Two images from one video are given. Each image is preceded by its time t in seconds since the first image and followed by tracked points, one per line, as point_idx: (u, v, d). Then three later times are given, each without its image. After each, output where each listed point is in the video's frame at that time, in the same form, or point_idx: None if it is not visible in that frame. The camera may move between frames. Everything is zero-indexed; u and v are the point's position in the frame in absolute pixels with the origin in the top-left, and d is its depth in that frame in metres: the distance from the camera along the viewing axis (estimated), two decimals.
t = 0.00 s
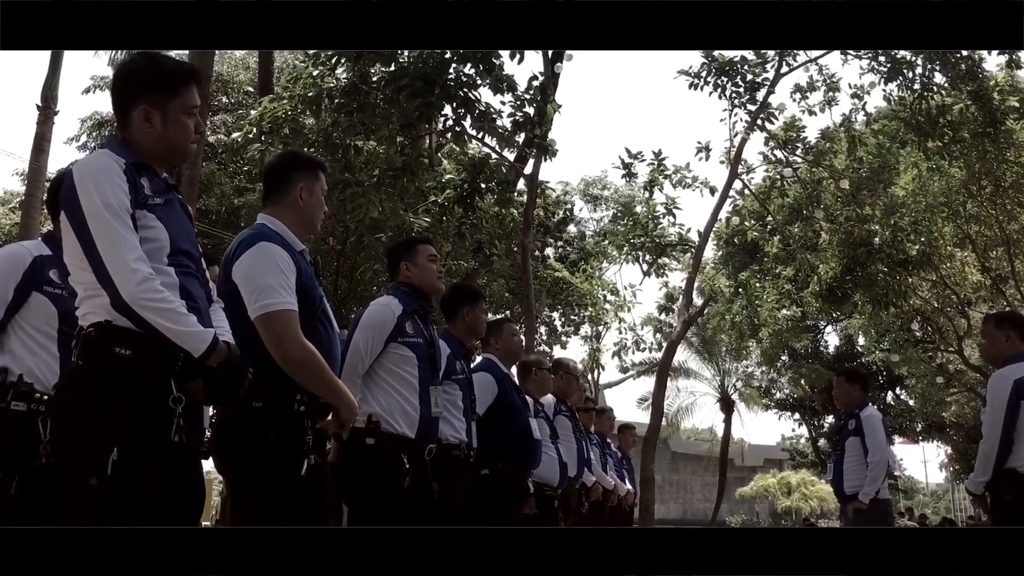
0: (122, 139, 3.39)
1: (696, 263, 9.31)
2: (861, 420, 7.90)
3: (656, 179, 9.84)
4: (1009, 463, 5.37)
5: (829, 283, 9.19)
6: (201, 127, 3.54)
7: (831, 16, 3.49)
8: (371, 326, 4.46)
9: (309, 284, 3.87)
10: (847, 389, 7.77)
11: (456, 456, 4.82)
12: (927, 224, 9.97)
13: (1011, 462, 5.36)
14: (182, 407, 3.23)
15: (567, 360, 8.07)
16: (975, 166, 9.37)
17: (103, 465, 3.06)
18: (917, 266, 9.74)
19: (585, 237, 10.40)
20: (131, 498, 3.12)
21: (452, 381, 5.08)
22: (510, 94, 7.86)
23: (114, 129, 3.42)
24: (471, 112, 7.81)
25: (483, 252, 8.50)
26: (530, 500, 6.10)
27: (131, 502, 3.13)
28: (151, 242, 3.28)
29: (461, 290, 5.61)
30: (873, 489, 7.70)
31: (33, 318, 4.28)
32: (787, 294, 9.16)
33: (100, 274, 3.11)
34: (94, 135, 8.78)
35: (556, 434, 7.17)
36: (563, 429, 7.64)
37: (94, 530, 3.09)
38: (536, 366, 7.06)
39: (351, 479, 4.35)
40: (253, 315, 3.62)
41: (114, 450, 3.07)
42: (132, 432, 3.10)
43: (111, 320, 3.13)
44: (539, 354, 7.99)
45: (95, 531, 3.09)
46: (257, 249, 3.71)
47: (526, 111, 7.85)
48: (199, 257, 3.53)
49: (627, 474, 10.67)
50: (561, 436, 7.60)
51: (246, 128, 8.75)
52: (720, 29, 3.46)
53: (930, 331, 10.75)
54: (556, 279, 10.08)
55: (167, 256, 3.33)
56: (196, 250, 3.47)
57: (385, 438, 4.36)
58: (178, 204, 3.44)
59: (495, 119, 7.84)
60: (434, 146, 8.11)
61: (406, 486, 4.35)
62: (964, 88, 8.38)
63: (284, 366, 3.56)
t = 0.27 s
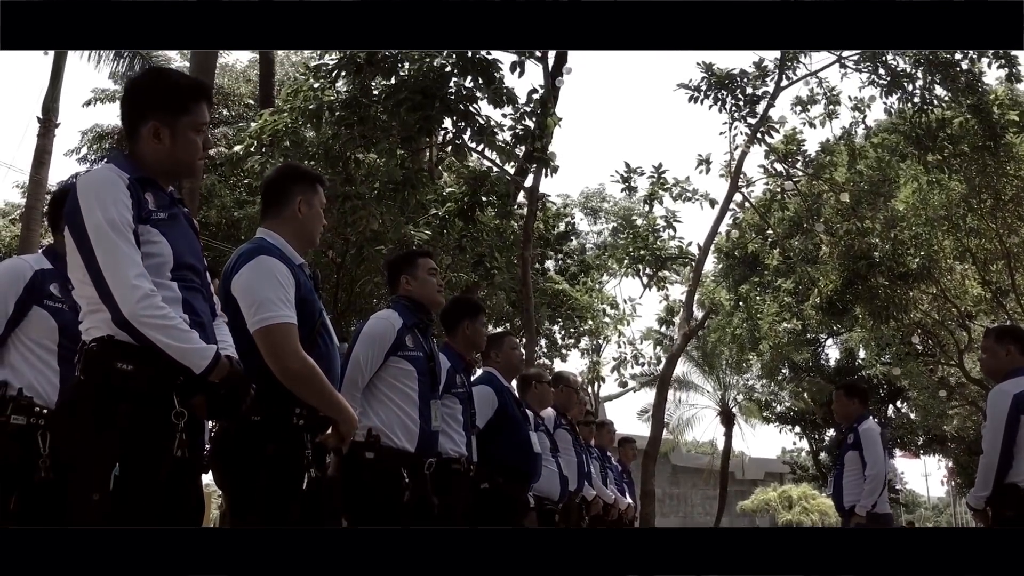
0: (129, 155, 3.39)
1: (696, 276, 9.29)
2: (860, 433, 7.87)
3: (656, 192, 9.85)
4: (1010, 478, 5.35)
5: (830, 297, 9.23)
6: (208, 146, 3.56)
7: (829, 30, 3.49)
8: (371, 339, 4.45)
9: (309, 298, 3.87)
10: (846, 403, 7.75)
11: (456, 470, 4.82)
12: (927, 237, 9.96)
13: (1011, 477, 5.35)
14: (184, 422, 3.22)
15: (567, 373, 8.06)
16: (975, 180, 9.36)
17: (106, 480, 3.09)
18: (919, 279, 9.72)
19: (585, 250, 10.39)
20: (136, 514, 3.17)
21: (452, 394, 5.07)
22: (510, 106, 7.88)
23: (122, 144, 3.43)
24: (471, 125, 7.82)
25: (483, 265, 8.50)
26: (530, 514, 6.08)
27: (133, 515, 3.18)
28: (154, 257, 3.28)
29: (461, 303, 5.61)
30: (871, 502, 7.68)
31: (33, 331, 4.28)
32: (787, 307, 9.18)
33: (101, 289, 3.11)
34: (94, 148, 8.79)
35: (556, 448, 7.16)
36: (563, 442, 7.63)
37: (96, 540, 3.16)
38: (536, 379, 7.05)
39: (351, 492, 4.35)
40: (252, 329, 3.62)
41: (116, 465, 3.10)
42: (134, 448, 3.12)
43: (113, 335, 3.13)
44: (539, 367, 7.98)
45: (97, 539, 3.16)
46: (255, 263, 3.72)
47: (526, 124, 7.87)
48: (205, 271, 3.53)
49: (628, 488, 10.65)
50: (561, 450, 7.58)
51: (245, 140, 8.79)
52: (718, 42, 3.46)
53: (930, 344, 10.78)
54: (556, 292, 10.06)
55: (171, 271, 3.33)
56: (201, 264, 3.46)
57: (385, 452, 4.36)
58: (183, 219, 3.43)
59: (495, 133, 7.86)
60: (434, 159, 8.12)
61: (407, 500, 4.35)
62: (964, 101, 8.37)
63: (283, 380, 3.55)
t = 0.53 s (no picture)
0: (137, 170, 3.40)
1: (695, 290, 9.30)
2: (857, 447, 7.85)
3: (656, 206, 9.87)
4: (1010, 493, 5.35)
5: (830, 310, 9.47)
6: (218, 164, 3.56)
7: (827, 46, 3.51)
8: (371, 355, 4.45)
9: (308, 314, 3.87)
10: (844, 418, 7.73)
11: (456, 485, 4.81)
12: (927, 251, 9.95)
13: (1011, 492, 5.34)
14: (184, 437, 3.20)
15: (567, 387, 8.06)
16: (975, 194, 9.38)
17: (103, 496, 3.08)
18: (918, 292, 9.85)
19: (586, 263, 10.40)
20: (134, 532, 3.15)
21: (453, 409, 5.06)
22: (511, 120, 7.91)
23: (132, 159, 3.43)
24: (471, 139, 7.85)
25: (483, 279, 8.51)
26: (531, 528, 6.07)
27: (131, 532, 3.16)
28: (158, 273, 3.29)
29: (462, 317, 5.61)
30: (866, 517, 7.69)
31: (34, 346, 4.28)
32: (787, 320, 9.22)
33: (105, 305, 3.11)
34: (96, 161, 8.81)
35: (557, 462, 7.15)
36: (563, 457, 7.62)
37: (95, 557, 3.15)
38: (537, 394, 7.04)
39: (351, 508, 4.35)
40: (251, 345, 3.63)
41: (114, 482, 3.09)
42: (132, 464, 3.10)
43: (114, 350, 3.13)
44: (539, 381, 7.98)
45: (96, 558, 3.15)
46: (254, 280, 3.72)
47: (526, 137, 7.89)
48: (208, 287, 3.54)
49: (628, 501, 10.62)
50: (562, 464, 7.58)
51: (246, 154, 8.82)
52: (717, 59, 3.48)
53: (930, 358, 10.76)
54: (556, 305, 10.04)
55: (174, 288, 3.34)
56: (205, 280, 3.47)
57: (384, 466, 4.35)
58: (189, 234, 3.44)
59: (495, 147, 7.89)
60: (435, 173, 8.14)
61: (407, 515, 4.35)
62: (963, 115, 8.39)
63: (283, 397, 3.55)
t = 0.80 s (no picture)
0: (149, 185, 3.42)
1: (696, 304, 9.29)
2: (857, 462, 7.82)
3: (656, 221, 9.88)
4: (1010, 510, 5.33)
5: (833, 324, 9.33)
6: (229, 183, 3.57)
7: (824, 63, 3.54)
8: (372, 371, 4.45)
9: (308, 331, 3.88)
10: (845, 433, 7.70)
11: (457, 501, 4.80)
12: (928, 266, 9.94)
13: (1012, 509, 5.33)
14: (181, 455, 3.18)
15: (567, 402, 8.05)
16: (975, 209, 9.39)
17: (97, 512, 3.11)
18: (922, 307, 9.60)
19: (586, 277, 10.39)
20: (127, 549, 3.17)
21: (453, 425, 5.05)
22: (511, 135, 7.93)
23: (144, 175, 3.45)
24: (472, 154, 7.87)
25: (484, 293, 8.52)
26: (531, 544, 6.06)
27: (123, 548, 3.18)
28: (164, 289, 3.29)
29: (463, 332, 5.62)
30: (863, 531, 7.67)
31: (35, 362, 4.28)
32: (788, 334, 9.21)
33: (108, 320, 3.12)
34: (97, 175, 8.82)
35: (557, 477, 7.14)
36: (563, 472, 7.61)
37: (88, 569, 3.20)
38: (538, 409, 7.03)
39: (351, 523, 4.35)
40: (251, 362, 3.63)
41: (108, 498, 3.11)
42: (127, 482, 3.10)
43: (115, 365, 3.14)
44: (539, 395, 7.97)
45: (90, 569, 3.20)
46: (254, 297, 3.73)
47: (527, 152, 7.90)
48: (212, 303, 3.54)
49: (629, 516, 10.59)
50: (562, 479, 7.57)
51: (249, 168, 8.89)
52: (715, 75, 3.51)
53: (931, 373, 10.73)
54: (556, 319, 10.02)
55: (179, 304, 3.35)
56: (210, 297, 3.48)
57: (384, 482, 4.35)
58: (196, 252, 3.46)
59: (495, 162, 7.90)
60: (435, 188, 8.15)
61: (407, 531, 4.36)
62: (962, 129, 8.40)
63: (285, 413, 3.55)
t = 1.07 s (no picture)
0: (160, 202, 3.42)
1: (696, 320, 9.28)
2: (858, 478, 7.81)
3: (656, 236, 9.89)
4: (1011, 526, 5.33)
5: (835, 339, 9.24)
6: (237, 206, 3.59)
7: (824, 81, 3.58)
8: (375, 388, 4.45)
9: (309, 348, 3.88)
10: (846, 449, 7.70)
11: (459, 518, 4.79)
12: (929, 281, 9.94)
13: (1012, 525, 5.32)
14: (175, 474, 3.17)
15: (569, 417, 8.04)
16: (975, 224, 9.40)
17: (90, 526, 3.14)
18: (923, 321, 9.62)
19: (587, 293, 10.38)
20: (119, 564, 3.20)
21: (454, 441, 5.03)
22: (512, 151, 7.95)
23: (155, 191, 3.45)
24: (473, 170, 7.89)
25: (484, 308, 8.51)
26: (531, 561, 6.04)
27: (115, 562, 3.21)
28: (169, 306, 3.29)
29: (464, 349, 5.61)
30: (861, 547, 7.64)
31: (36, 378, 4.28)
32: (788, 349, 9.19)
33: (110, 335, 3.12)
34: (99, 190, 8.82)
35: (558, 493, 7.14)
36: (565, 487, 7.60)
37: None
38: (540, 425, 7.02)
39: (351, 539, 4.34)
40: (252, 380, 3.62)
41: (102, 514, 3.12)
42: (121, 500, 3.11)
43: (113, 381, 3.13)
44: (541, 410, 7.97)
45: None
46: (256, 314, 3.73)
47: (527, 167, 7.93)
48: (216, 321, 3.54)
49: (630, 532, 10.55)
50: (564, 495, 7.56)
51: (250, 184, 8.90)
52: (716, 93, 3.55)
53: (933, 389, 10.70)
54: (557, 334, 10.01)
55: (182, 322, 3.35)
56: (214, 316, 3.48)
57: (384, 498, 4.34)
58: (203, 270, 3.46)
59: (496, 177, 7.92)
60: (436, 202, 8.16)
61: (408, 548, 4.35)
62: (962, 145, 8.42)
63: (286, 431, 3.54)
